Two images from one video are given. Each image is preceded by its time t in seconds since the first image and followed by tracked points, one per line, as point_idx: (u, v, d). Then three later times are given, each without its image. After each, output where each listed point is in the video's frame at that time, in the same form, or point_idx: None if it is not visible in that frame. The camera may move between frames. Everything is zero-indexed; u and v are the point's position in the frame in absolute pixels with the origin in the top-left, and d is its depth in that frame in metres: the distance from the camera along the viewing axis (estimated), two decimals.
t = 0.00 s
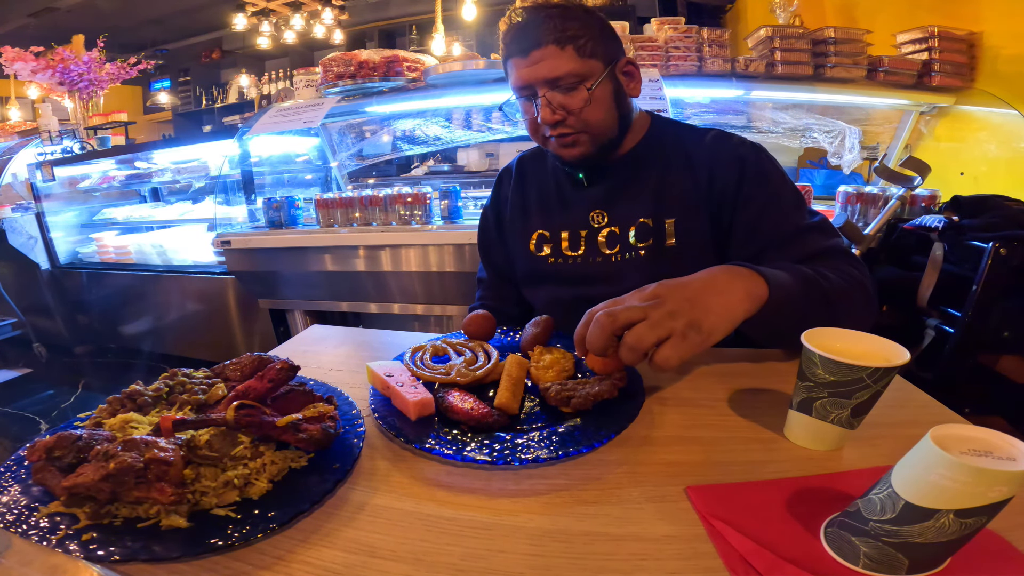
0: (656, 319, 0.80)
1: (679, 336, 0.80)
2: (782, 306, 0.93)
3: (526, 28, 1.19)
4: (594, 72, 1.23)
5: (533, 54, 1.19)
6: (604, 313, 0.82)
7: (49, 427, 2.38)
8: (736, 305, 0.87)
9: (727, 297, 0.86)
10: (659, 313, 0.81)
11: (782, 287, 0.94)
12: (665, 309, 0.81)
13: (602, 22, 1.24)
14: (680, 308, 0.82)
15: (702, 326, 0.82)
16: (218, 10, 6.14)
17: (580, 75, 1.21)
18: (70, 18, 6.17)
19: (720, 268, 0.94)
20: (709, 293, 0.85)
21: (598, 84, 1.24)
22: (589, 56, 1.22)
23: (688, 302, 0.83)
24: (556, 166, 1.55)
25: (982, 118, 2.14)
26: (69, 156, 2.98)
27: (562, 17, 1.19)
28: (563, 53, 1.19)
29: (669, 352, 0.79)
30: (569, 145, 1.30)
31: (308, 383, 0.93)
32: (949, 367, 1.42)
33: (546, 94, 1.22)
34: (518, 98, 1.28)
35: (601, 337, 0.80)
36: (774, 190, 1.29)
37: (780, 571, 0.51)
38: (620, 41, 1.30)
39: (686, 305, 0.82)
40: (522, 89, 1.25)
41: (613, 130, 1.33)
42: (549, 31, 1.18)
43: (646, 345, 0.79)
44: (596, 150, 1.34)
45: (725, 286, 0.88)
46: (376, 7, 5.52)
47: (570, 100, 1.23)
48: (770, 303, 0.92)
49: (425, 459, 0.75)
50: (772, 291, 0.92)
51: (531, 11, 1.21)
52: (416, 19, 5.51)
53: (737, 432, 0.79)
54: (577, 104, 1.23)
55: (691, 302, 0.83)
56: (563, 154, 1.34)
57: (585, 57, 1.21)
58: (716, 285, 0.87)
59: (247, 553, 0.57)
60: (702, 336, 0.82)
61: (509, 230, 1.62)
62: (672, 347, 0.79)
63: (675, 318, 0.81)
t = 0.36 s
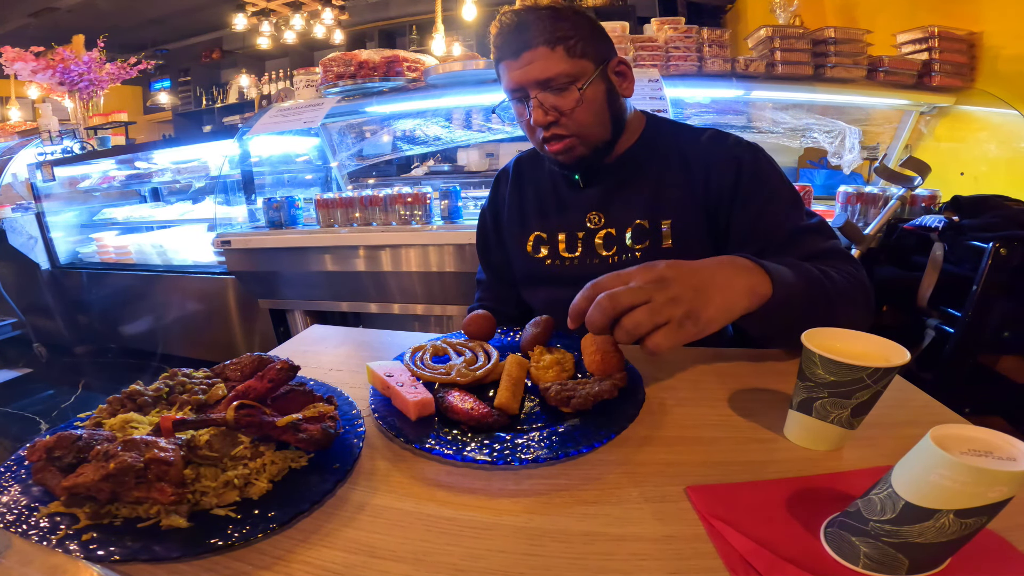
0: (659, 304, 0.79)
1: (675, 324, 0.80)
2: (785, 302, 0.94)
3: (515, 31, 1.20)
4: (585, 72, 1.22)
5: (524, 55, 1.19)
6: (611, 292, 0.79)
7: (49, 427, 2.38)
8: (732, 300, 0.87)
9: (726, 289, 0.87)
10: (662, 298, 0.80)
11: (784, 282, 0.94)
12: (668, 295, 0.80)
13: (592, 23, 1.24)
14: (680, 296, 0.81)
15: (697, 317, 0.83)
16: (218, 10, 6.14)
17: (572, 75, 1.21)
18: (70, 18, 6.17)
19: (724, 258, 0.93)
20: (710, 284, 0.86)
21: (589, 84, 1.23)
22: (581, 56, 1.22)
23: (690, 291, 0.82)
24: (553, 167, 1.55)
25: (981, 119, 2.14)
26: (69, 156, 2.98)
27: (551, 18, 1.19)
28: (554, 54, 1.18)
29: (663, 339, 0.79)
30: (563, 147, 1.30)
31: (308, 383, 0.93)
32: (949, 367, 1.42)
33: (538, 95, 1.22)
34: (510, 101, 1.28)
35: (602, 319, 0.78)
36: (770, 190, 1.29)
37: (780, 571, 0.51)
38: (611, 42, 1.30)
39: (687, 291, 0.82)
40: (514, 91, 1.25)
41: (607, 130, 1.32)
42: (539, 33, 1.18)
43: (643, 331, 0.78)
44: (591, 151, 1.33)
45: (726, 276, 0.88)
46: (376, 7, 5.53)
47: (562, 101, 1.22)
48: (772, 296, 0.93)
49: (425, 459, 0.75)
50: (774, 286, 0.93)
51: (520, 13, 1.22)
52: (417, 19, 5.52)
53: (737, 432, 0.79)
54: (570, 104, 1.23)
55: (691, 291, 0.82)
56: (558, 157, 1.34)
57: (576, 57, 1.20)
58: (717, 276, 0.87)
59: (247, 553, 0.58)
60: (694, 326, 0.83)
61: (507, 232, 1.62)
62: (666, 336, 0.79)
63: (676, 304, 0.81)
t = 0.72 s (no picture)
0: (629, 293, 0.70)
1: (656, 311, 0.71)
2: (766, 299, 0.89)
3: (523, 25, 1.20)
4: (592, 68, 1.23)
5: (531, 50, 1.20)
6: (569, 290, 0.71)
7: (49, 427, 2.38)
8: (711, 285, 0.79)
9: (704, 272, 0.79)
10: (632, 284, 0.71)
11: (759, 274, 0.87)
12: (639, 279, 0.71)
13: (602, 20, 1.24)
14: (654, 281, 0.72)
15: (680, 301, 0.74)
16: (219, 10, 6.14)
17: (578, 71, 1.21)
18: (70, 18, 6.17)
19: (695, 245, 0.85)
20: (686, 267, 0.77)
21: (596, 80, 1.24)
22: (588, 53, 1.22)
23: (665, 275, 0.74)
24: (554, 166, 1.56)
25: (982, 119, 2.13)
26: (69, 156, 2.98)
27: (560, 14, 1.20)
28: (561, 50, 1.19)
29: (642, 332, 0.70)
30: (565, 140, 1.30)
31: (308, 383, 0.93)
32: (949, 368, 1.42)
33: (544, 89, 1.23)
34: (515, 95, 1.29)
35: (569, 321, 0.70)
36: (767, 188, 1.28)
37: (780, 572, 0.51)
38: (619, 42, 1.30)
39: (661, 275, 0.73)
40: (520, 85, 1.26)
41: (611, 127, 1.33)
42: (547, 28, 1.18)
43: (619, 327, 0.70)
44: (595, 147, 1.34)
45: (698, 260, 0.80)
46: (376, 7, 5.54)
47: (568, 96, 1.23)
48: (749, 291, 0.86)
49: (425, 459, 0.75)
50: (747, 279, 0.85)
51: (529, 9, 1.22)
52: (417, 19, 5.53)
53: (737, 432, 0.79)
54: (575, 99, 1.24)
55: (667, 275, 0.74)
56: (561, 151, 1.34)
57: (583, 54, 1.21)
58: (691, 259, 0.79)
59: (247, 553, 0.57)
60: (678, 314, 0.74)
61: (508, 231, 1.62)
62: (646, 328, 0.70)
63: (652, 289, 0.71)
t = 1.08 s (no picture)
0: (619, 328, 0.67)
1: (654, 335, 0.67)
2: (758, 296, 0.86)
3: (543, 24, 1.20)
4: (610, 69, 1.23)
5: (550, 49, 1.20)
6: (560, 345, 0.69)
7: (49, 427, 2.38)
8: (704, 278, 0.73)
9: (694, 272, 0.73)
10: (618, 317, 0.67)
11: (752, 270, 0.85)
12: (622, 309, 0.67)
13: (620, 22, 1.24)
14: (639, 303, 0.68)
15: (678, 312, 0.68)
16: (219, 10, 6.14)
17: (596, 71, 1.21)
18: (71, 18, 6.18)
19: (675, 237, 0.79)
20: (672, 271, 0.71)
21: (614, 81, 1.24)
22: (606, 53, 1.22)
23: (649, 294, 0.68)
24: (562, 165, 1.56)
25: (982, 119, 2.13)
26: (69, 156, 2.98)
27: (580, 13, 1.20)
28: (580, 49, 1.19)
29: (647, 358, 0.66)
30: (581, 141, 1.29)
31: (308, 383, 0.93)
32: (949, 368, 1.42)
33: (561, 88, 1.22)
34: (532, 94, 1.28)
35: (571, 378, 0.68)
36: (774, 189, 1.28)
37: (781, 572, 0.51)
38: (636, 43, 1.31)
39: (645, 296, 0.68)
40: (537, 83, 1.25)
41: (627, 129, 1.32)
42: (567, 27, 1.19)
43: (621, 365, 0.66)
44: (610, 149, 1.33)
45: (683, 261, 0.73)
46: (376, 7, 5.55)
47: (586, 96, 1.23)
48: (741, 288, 0.83)
49: (425, 459, 0.75)
50: (738, 276, 0.82)
51: (548, 8, 1.22)
52: (417, 19, 5.53)
53: (738, 432, 0.79)
54: (593, 100, 1.23)
55: (651, 291, 0.69)
56: (576, 152, 1.34)
57: (602, 54, 1.21)
58: (674, 260, 0.73)
59: (247, 553, 0.57)
60: (682, 325, 0.68)
61: (514, 227, 1.61)
62: (651, 353, 0.66)
63: (641, 314, 0.67)
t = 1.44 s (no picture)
0: (617, 321, 0.67)
1: (651, 326, 0.67)
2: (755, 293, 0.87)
3: (564, 26, 1.20)
4: (628, 75, 1.25)
5: (569, 54, 1.21)
6: (560, 343, 0.69)
7: (49, 427, 2.38)
8: (695, 269, 0.74)
9: (685, 264, 0.74)
10: (615, 311, 0.67)
11: (750, 269, 0.86)
12: (619, 303, 0.67)
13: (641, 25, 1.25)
14: (633, 295, 0.68)
15: (672, 303, 0.69)
16: (219, 10, 6.15)
17: (613, 77, 1.23)
18: (71, 18, 6.18)
19: (666, 232, 0.80)
20: (664, 263, 0.72)
21: (631, 87, 1.26)
22: (624, 58, 1.23)
23: (643, 287, 0.69)
24: (578, 163, 1.56)
25: (982, 119, 2.13)
26: (69, 156, 2.98)
27: (600, 17, 1.20)
28: (599, 55, 1.21)
29: (646, 350, 0.66)
30: (596, 143, 1.32)
31: (308, 383, 0.93)
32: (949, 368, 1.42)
33: (578, 93, 1.25)
34: (550, 95, 1.30)
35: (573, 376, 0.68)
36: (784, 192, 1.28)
37: (780, 571, 0.51)
38: (655, 45, 1.31)
39: (638, 289, 0.69)
40: (555, 87, 1.27)
41: (642, 132, 1.35)
42: (587, 32, 1.19)
43: (620, 358, 0.66)
44: (624, 150, 1.36)
45: (674, 253, 0.74)
46: (377, 7, 5.56)
47: (602, 101, 1.25)
48: (739, 284, 0.84)
49: (425, 459, 0.75)
50: (732, 268, 0.82)
51: (569, 11, 1.23)
52: (417, 19, 5.54)
53: (737, 432, 0.79)
54: (610, 106, 1.25)
55: (644, 283, 0.69)
56: (591, 154, 1.37)
57: (621, 60, 1.22)
58: (665, 253, 0.74)
59: (247, 553, 0.57)
60: (676, 316, 0.69)
61: (526, 222, 1.61)
62: (648, 344, 0.66)
63: (638, 307, 0.68)
